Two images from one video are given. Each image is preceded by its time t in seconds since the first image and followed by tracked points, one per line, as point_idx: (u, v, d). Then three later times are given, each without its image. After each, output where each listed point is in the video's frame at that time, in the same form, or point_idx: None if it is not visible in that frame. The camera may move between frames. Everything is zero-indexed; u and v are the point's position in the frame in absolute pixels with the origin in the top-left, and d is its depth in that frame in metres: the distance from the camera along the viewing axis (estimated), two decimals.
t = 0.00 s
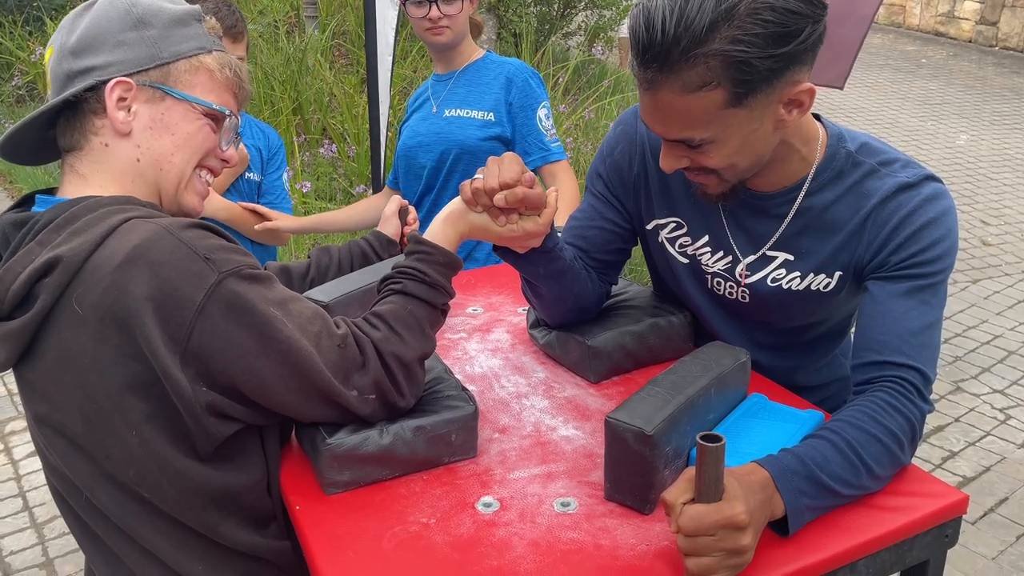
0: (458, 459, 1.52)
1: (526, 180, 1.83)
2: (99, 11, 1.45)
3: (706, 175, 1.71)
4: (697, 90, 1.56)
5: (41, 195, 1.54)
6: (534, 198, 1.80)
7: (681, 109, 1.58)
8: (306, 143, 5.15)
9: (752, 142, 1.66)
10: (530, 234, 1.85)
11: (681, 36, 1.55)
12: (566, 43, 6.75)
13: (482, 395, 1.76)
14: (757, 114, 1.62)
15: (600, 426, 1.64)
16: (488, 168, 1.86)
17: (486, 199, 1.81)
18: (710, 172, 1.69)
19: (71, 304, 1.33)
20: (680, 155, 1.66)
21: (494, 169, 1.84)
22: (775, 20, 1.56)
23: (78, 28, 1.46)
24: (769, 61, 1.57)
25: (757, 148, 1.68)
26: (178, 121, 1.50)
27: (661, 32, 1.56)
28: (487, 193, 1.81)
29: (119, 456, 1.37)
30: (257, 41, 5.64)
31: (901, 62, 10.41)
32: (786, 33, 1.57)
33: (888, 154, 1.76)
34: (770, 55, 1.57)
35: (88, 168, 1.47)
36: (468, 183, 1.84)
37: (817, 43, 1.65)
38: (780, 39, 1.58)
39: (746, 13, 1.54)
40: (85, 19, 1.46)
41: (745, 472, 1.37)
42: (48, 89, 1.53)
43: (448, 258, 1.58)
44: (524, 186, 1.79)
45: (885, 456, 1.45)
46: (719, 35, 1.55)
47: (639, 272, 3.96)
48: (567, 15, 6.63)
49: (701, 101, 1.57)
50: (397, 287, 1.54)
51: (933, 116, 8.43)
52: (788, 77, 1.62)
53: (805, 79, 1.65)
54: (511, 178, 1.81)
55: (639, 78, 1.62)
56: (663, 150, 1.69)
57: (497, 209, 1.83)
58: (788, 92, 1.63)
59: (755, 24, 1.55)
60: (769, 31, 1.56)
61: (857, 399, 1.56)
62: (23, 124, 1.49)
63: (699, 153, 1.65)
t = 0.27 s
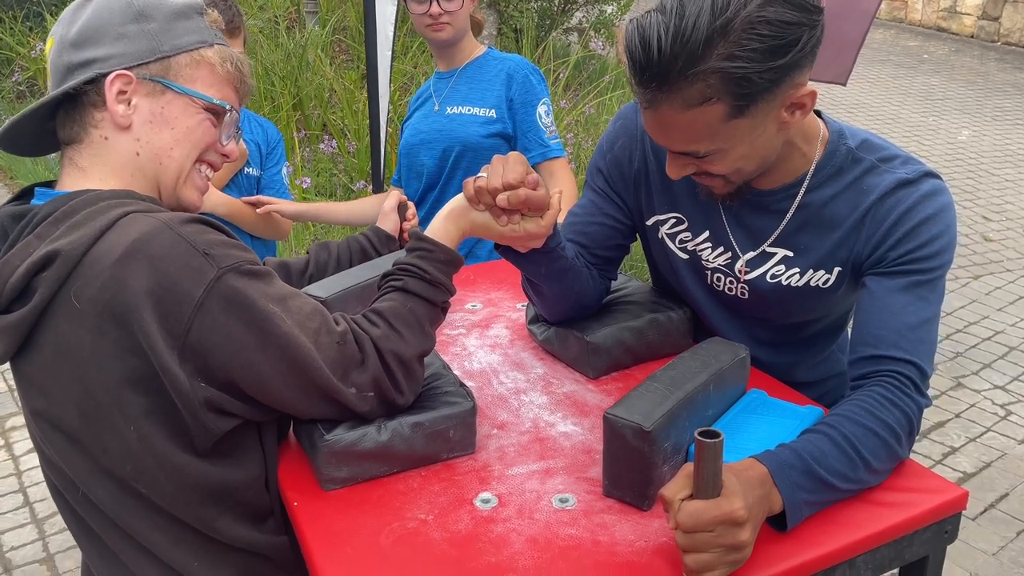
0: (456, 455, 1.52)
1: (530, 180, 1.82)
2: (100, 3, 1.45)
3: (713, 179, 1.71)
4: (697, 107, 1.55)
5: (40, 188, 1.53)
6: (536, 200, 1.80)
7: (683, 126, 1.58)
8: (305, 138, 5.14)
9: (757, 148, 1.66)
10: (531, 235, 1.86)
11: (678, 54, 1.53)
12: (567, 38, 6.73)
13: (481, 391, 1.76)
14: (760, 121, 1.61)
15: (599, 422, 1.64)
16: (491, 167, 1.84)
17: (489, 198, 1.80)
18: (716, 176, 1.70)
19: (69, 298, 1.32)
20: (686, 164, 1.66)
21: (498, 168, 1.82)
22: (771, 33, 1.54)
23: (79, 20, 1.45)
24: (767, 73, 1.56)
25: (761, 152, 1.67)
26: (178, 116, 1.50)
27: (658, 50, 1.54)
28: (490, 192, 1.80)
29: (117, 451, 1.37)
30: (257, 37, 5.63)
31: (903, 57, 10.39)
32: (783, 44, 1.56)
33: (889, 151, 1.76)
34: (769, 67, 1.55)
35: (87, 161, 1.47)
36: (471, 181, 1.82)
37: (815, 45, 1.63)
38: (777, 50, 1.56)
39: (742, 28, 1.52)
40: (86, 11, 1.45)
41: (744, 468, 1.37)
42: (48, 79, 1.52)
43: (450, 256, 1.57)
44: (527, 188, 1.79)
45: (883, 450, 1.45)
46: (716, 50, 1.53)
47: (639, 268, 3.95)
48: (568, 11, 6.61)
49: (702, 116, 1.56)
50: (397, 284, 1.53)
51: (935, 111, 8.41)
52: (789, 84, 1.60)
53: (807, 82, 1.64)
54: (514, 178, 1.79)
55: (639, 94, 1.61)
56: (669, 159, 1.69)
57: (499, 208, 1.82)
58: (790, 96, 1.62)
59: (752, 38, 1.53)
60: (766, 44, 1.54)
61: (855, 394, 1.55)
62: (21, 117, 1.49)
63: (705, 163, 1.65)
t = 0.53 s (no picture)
0: (455, 451, 1.52)
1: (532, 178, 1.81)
2: None
3: (711, 174, 1.71)
4: (686, 104, 1.55)
5: (39, 181, 1.53)
6: (539, 199, 1.80)
7: (674, 123, 1.58)
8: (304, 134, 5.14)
9: (751, 142, 1.65)
10: (531, 234, 1.87)
11: (664, 52, 1.53)
12: (568, 34, 6.73)
13: (480, 386, 1.76)
14: (751, 115, 1.61)
15: (598, 418, 1.63)
16: (494, 163, 1.82)
17: (490, 195, 1.79)
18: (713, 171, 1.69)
19: (68, 293, 1.32)
20: (680, 160, 1.66)
21: (500, 165, 1.80)
22: (756, 28, 1.54)
23: (81, 12, 1.45)
24: (755, 68, 1.55)
25: (755, 146, 1.66)
26: (179, 110, 1.49)
27: (644, 49, 1.55)
28: (492, 190, 1.78)
29: (115, 446, 1.37)
30: (257, 32, 5.63)
31: (906, 53, 10.36)
32: (769, 38, 1.55)
33: (887, 145, 1.75)
34: (756, 62, 1.55)
35: (87, 154, 1.47)
36: (473, 177, 1.80)
37: (805, 39, 1.62)
38: (764, 45, 1.55)
39: (727, 24, 1.52)
40: (88, 3, 1.45)
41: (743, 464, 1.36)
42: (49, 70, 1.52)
43: (450, 252, 1.57)
44: (529, 187, 1.79)
45: (881, 445, 1.44)
46: (701, 47, 1.53)
47: (639, 264, 3.95)
48: (569, 6, 6.60)
49: (691, 114, 1.56)
50: (396, 280, 1.53)
51: (937, 107, 8.39)
52: (778, 77, 1.59)
53: (798, 75, 1.63)
54: (517, 177, 1.78)
55: (630, 94, 1.62)
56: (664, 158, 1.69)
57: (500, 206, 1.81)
58: (781, 89, 1.61)
59: (736, 34, 1.53)
60: (752, 39, 1.54)
61: (853, 388, 1.55)
62: (21, 109, 1.49)
63: (699, 159, 1.65)
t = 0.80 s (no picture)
0: (456, 446, 1.51)
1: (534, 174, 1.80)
2: None
3: (710, 172, 1.70)
4: (680, 104, 1.54)
5: (38, 178, 1.53)
6: (541, 195, 1.79)
7: (669, 123, 1.57)
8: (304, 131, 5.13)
9: (748, 140, 1.65)
10: (532, 230, 1.86)
11: (657, 52, 1.53)
12: (570, 31, 6.72)
13: (481, 382, 1.75)
14: (747, 113, 1.60)
15: (599, 414, 1.63)
16: (496, 158, 1.83)
17: (492, 189, 1.80)
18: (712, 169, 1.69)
19: (65, 291, 1.32)
20: (678, 160, 1.66)
21: (504, 160, 1.81)
22: (749, 27, 1.53)
23: (78, 6, 1.45)
24: (749, 66, 1.54)
25: (753, 142, 1.66)
26: (177, 104, 1.49)
27: (638, 49, 1.54)
28: (494, 183, 1.80)
29: (114, 443, 1.36)
30: (259, 29, 5.62)
31: (909, 50, 10.34)
32: (763, 37, 1.54)
33: (888, 140, 1.74)
34: (750, 60, 1.54)
35: (85, 150, 1.46)
36: (475, 170, 1.82)
37: (799, 35, 1.61)
38: (758, 44, 1.54)
39: (719, 23, 1.51)
40: None
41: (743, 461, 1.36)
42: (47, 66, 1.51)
43: (450, 247, 1.57)
44: (532, 182, 1.79)
45: (884, 441, 1.44)
46: (694, 47, 1.52)
47: (642, 261, 3.94)
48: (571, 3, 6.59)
49: (686, 114, 1.55)
50: (397, 276, 1.53)
51: (940, 104, 8.37)
52: (773, 75, 1.59)
53: (794, 72, 1.62)
54: (519, 172, 1.78)
55: (625, 94, 1.61)
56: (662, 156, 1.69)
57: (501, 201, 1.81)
58: (777, 86, 1.60)
59: (729, 33, 1.52)
60: (745, 38, 1.53)
61: (855, 384, 1.54)
62: (19, 105, 1.48)
63: (697, 157, 1.64)
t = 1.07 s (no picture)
0: (457, 445, 1.51)
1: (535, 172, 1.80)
2: None
3: (711, 171, 1.70)
4: (680, 104, 1.54)
5: (36, 180, 1.53)
6: (542, 192, 1.79)
7: (670, 124, 1.57)
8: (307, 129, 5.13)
9: (749, 138, 1.64)
10: (534, 228, 1.85)
11: (657, 53, 1.52)
12: (573, 28, 6.71)
13: (483, 380, 1.75)
14: (748, 112, 1.60)
15: (601, 413, 1.63)
16: (498, 156, 1.83)
17: (493, 187, 1.80)
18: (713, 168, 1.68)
19: (64, 292, 1.32)
20: (679, 160, 1.65)
21: (505, 158, 1.81)
22: (747, 26, 1.53)
23: (73, 6, 1.44)
24: (749, 65, 1.54)
25: (754, 141, 1.65)
26: (175, 104, 1.49)
27: (637, 50, 1.54)
28: (496, 181, 1.80)
29: (114, 443, 1.37)
30: (261, 26, 5.61)
31: (912, 48, 10.32)
32: (762, 36, 1.54)
33: (890, 138, 1.74)
34: (750, 59, 1.54)
35: (83, 152, 1.47)
36: (476, 168, 1.82)
37: (799, 34, 1.60)
38: (757, 43, 1.54)
39: (718, 23, 1.51)
40: None
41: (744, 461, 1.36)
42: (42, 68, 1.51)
43: (450, 246, 1.56)
44: (533, 180, 1.78)
45: (885, 439, 1.44)
46: (693, 47, 1.52)
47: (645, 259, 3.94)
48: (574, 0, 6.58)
49: (687, 114, 1.55)
50: (398, 275, 1.53)
51: (944, 102, 8.35)
52: (773, 73, 1.58)
53: (795, 70, 1.62)
54: (521, 170, 1.79)
55: (626, 95, 1.61)
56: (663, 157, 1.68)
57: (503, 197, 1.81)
58: (778, 84, 1.60)
59: (729, 32, 1.52)
60: (744, 38, 1.53)
61: (856, 382, 1.54)
62: (16, 104, 1.48)
63: (698, 157, 1.64)
